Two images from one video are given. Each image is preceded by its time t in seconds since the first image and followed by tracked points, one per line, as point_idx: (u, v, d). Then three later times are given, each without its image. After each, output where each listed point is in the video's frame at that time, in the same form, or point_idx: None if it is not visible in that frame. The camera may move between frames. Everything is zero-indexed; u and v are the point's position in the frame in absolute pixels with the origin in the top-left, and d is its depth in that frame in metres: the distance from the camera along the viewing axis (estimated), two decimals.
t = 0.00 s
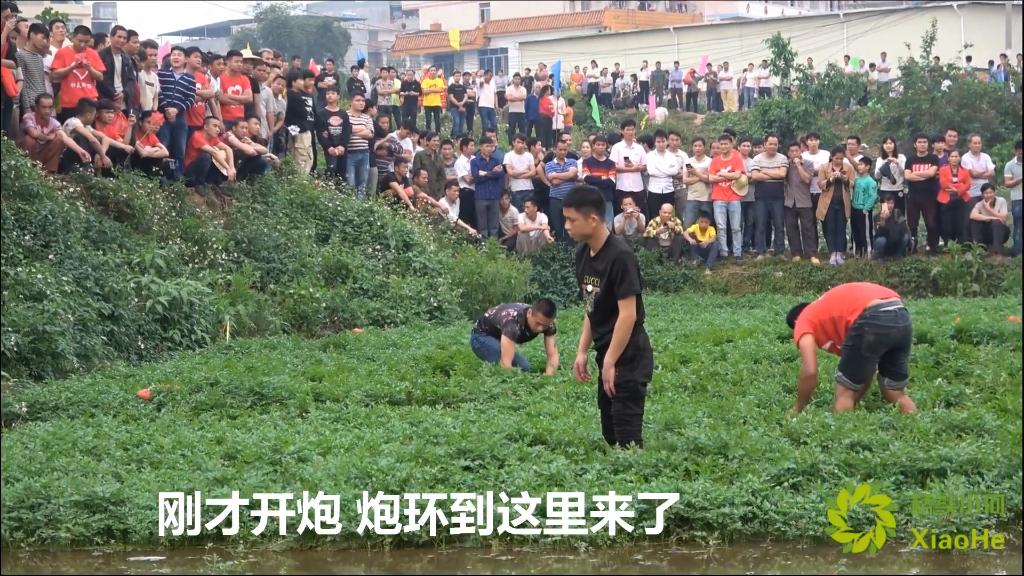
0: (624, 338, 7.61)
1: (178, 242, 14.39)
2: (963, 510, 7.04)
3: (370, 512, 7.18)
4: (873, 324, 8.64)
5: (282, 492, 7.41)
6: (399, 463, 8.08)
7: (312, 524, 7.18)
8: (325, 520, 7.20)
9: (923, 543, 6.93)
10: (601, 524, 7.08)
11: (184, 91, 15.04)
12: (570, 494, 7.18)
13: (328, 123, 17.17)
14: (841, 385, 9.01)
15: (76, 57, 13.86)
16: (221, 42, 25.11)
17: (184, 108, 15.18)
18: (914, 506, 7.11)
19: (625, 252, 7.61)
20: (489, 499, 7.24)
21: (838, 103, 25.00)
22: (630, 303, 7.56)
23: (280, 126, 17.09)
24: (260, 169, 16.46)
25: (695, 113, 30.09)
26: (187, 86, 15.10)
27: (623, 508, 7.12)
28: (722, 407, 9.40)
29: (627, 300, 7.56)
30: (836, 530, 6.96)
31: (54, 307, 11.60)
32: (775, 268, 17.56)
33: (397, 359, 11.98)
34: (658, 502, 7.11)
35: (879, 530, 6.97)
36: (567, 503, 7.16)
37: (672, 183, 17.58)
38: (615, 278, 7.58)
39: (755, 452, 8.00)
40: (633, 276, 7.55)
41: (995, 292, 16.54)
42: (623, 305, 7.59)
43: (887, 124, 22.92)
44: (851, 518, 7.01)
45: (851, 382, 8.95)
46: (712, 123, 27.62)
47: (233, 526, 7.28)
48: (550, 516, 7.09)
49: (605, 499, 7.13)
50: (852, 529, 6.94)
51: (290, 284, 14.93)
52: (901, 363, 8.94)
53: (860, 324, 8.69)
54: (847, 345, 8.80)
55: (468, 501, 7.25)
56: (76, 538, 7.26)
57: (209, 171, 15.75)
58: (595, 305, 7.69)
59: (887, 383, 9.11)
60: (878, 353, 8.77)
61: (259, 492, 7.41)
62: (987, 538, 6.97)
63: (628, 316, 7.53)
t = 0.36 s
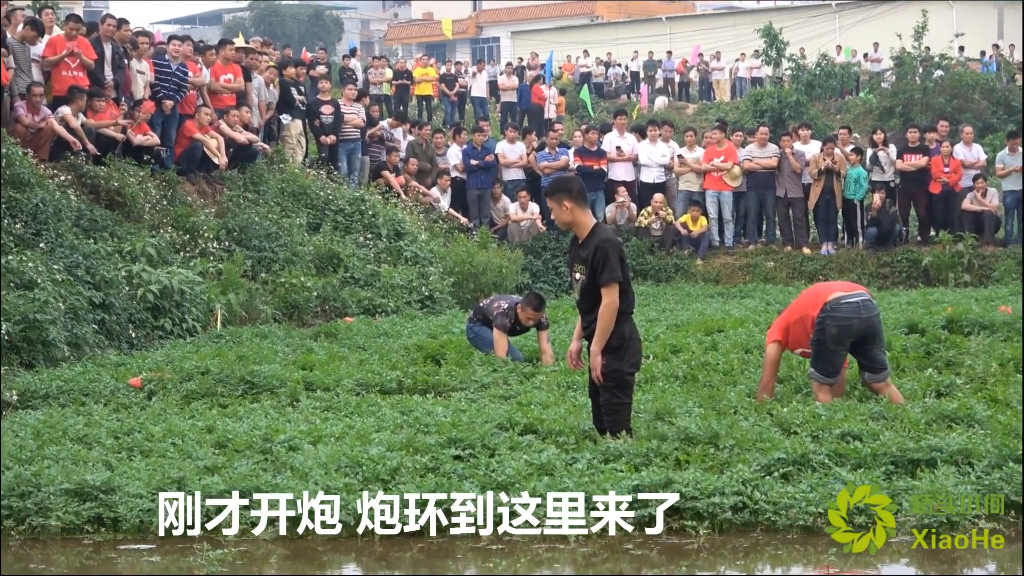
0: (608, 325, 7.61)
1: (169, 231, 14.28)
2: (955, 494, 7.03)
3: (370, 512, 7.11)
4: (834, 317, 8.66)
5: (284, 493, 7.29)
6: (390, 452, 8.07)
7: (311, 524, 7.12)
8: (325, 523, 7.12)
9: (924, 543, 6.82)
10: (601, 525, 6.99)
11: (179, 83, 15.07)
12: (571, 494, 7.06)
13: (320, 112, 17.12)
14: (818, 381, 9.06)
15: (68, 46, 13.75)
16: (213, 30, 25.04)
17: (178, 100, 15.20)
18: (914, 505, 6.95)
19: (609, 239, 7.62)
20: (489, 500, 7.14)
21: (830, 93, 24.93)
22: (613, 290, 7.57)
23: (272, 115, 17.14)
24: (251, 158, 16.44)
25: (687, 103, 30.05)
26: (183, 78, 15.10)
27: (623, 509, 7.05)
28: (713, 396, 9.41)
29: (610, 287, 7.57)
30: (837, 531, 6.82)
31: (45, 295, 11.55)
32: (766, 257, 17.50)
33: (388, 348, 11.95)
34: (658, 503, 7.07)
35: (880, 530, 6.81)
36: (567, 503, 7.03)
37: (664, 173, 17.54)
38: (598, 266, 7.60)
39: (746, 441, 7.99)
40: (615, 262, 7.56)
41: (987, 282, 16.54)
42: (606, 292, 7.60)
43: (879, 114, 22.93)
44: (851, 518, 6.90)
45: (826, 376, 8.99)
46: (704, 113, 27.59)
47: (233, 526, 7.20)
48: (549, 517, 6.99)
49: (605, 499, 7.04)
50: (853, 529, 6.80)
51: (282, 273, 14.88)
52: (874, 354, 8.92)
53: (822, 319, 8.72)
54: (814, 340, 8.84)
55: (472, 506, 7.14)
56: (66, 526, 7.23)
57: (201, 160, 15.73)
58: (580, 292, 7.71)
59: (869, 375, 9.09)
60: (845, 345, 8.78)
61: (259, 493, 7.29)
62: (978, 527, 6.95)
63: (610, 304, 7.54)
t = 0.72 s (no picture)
0: (577, 302, 7.76)
1: (149, 220, 14.27)
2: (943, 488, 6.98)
3: (369, 512, 7.04)
4: (807, 304, 8.70)
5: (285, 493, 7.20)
6: (370, 441, 8.08)
7: (312, 524, 7.05)
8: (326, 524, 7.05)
9: (925, 543, 6.63)
10: (601, 525, 6.94)
11: (157, 72, 14.98)
12: (571, 494, 6.99)
13: (299, 100, 17.01)
14: (794, 368, 9.10)
15: (47, 35, 13.49)
16: (191, 19, 24.96)
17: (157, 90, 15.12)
18: (916, 506, 6.82)
19: (571, 219, 7.82)
20: (489, 499, 7.04)
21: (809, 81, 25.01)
22: (577, 266, 7.74)
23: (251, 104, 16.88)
24: (231, 147, 16.31)
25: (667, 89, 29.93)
26: (162, 67, 15.01)
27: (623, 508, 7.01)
28: (693, 382, 9.44)
29: (574, 264, 7.74)
30: (838, 531, 6.67)
31: (23, 285, 11.48)
32: (746, 245, 17.49)
33: (368, 337, 11.93)
34: (658, 502, 7.04)
35: (880, 531, 6.67)
36: (567, 503, 6.96)
37: (643, 160, 17.54)
38: (561, 246, 7.81)
39: (725, 428, 8.02)
40: (577, 238, 7.74)
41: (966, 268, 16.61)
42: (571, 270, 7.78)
43: (860, 101, 22.77)
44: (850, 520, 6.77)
45: (802, 363, 9.02)
46: (684, 100, 27.62)
47: (233, 526, 7.13)
48: (550, 517, 6.90)
49: (605, 499, 7.00)
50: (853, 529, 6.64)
51: (261, 262, 14.83)
52: (848, 341, 8.95)
53: (795, 306, 8.76)
54: (788, 327, 8.88)
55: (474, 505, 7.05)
56: (45, 516, 7.20)
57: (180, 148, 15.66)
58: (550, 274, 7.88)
59: (844, 363, 9.11)
60: (819, 332, 8.81)
61: (259, 494, 7.21)
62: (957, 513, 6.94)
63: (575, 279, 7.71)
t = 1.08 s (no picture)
0: (524, 281, 7.93)
1: (115, 205, 14.13)
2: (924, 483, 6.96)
3: (370, 512, 6.90)
4: (775, 288, 8.71)
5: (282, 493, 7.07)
6: (336, 426, 8.04)
7: (312, 523, 6.89)
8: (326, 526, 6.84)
9: (925, 542, 6.35)
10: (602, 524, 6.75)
11: (126, 56, 14.80)
12: (570, 495, 6.93)
13: (265, 85, 16.88)
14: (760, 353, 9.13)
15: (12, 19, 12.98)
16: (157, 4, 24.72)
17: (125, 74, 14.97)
18: (915, 508, 6.72)
19: (524, 201, 8.03)
20: (489, 499, 6.93)
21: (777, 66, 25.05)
22: (522, 246, 7.92)
23: (218, 89, 16.72)
24: (197, 132, 16.12)
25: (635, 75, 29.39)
26: (130, 52, 14.83)
27: (624, 508, 6.91)
28: (659, 367, 9.45)
29: (518, 244, 7.93)
30: (838, 533, 6.37)
31: None
32: (713, 230, 17.56)
33: (335, 322, 11.86)
34: (658, 503, 6.96)
35: (879, 532, 6.41)
36: (567, 503, 6.89)
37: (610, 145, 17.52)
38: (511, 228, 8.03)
39: (691, 413, 8.04)
40: (523, 219, 7.94)
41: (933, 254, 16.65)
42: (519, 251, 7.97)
43: (826, 86, 23.45)
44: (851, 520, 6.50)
45: (768, 348, 9.05)
46: (651, 85, 27.60)
47: (233, 525, 6.89)
48: (550, 516, 6.77)
49: (605, 499, 6.92)
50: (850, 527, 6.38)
51: (228, 247, 14.72)
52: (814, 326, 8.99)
53: (762, 291, 8.79)
54: (756, 312, 8.91)
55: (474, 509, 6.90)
56: (10, 502, 7.13)
57: (147, 134, 15.49)
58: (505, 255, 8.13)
59: (809, 348, 9.14)
60: (787, 317, 8.84)
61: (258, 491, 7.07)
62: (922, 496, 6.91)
63: (518, 258, 7.90)
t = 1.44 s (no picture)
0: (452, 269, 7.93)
1: (57, 193, 14.00)
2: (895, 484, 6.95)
3: (369, 513, 6.70)
4: (722, 274, 8.77)
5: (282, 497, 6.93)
6: (279, 413, 7.93)
7: (311, 524, 6.68)
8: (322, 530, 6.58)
9: (924, 543, 6.16)
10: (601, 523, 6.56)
11: (71, 45, 14.43)
12: (570, 496, 6.77)
13: (209, 72, 16.68)
14: (704, 336, 9.17)
15: None
16: None
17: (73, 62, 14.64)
18: (916, 509, 6.53)
19: (460, 189, 8.03)
20: (489, 500, 6.80)
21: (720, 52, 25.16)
22: (450, 234, 7.93)
23: (161, 76, 16.30)
24: (140, 120, 15.83)
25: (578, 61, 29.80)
26: (74, 40, 14.46)
27: (624, 507, 6.74)
28: (604, 353, 9.44)
29: (447, 232, 7.95)
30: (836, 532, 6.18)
31: None
32: (658, 216, 17.59)
33: (279, 309, 11.71)
34: (657, 503, 6.82)
35: (879, 532, 6.23)
36: (567, 503, 6.73)
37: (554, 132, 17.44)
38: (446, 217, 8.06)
39: (635, 398, 8.03)
40: (453, 208, 7.95)
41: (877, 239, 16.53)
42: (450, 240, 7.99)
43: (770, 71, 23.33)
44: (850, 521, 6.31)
45: (716, 334, 9.10)
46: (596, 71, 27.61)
47: (233, 526, 6.66)
48: (549, 515, 6.57)
49: (604, 499, 6.77)
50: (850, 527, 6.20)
51: (172, 235, 14.51)
52: (759, 311, 9.07)
53: (710, 276, 8.82)
54: (703, 298, 8.93)
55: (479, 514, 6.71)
56: None
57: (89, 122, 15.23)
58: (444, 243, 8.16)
59: (751, 332, 9.23)
60: (733, 301, 8.91)
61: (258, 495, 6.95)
62: (866, 480, 6.92)
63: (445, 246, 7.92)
